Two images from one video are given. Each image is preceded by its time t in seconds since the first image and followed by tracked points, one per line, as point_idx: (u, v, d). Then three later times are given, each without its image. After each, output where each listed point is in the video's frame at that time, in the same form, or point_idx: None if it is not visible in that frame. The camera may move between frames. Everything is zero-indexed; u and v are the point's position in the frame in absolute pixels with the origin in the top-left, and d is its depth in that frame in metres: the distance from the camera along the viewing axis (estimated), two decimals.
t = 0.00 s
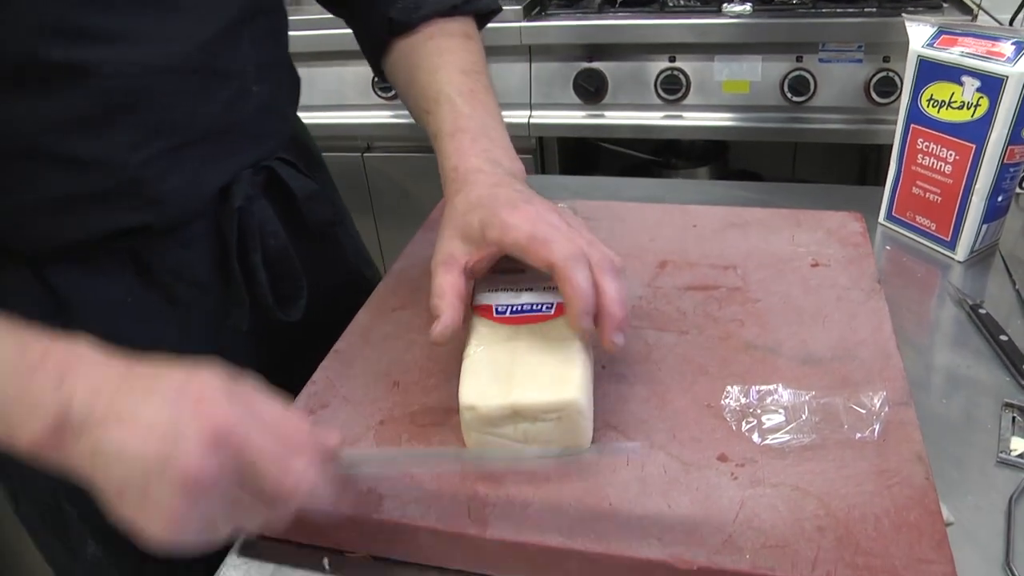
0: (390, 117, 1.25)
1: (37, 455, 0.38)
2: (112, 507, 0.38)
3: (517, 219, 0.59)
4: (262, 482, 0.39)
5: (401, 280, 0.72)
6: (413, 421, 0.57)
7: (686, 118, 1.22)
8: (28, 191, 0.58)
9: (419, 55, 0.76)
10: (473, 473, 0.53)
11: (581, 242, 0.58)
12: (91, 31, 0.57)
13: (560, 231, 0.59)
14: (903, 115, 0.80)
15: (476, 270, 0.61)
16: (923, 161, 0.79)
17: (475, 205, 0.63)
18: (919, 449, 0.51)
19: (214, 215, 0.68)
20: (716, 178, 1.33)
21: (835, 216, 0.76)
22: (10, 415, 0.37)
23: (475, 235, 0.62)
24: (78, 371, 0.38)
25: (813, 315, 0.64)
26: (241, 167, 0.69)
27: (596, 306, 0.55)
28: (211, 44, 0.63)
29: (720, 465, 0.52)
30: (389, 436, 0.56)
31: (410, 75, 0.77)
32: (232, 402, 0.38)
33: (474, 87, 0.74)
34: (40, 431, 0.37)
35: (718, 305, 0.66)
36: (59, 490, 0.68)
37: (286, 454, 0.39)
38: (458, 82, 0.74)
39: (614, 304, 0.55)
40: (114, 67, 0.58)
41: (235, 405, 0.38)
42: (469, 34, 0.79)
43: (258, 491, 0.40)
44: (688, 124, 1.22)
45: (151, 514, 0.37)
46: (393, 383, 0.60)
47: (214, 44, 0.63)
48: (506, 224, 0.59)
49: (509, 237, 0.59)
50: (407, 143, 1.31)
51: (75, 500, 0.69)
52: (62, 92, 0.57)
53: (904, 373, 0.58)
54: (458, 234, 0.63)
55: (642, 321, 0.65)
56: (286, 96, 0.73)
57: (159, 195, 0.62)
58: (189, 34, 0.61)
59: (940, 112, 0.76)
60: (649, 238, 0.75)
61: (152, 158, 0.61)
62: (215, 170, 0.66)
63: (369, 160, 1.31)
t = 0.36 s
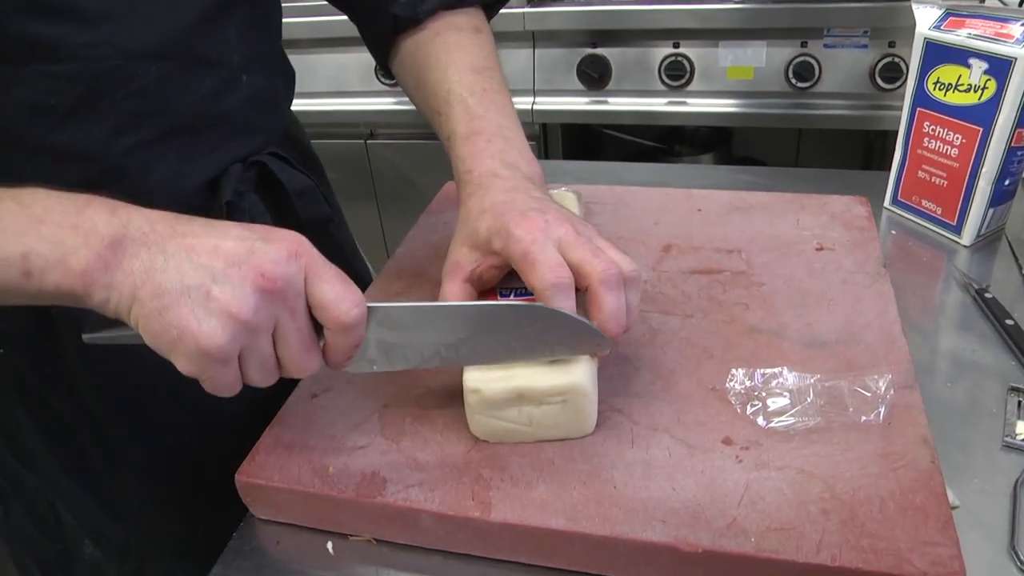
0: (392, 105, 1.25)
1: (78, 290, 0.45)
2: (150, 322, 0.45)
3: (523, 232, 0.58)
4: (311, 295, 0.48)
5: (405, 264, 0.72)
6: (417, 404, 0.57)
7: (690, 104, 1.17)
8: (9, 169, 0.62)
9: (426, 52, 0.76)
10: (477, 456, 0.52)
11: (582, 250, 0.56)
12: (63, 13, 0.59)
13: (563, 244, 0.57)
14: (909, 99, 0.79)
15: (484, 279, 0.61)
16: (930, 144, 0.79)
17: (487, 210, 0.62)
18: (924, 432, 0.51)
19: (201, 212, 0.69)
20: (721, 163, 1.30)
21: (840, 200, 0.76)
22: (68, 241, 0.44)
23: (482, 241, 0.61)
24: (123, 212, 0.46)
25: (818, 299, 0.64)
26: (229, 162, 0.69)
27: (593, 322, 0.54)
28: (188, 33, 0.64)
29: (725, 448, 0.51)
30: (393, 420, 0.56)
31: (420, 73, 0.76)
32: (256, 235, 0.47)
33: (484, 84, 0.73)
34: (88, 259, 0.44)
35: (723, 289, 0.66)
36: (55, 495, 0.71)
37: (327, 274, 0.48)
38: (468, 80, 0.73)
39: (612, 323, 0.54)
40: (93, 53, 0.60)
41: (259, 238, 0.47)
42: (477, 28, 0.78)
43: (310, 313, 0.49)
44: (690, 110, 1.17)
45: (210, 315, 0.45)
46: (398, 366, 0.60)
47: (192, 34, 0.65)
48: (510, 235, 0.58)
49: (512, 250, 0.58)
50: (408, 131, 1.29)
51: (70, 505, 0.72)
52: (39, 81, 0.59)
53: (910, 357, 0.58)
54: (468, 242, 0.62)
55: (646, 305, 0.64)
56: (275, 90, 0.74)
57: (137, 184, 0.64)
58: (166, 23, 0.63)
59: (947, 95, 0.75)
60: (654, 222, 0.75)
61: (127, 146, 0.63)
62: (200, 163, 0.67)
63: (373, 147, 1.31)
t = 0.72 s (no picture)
0: (391, 99, 1.25)
1: (89, 259, 0.42)
2: (157, 300, 0.44)
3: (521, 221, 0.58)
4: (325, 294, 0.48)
5: (404, 258, 0.72)
6: (415, 396, 0.57)
7: (689, 99, 1.17)
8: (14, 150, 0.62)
9: (433, 48, 0.76)
10: (474, 448, 0.53)
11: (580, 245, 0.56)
12: None
13: (562, 237, 0.57)
14: (908, 93, 0.79)
15: (484, 273, 0.61)
16: (927, 139, 0.79)
17: (488, 203, 0.62)
18: (920, 424, 0.51)
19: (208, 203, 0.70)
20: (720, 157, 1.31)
21: (837, 194, 0.76)
22: (85, 205, 0.42)
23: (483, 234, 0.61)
24: (142, 181, 0.44)
25: (815, 292, 0.64)
26: (237, 153, 0.70)
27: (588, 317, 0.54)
28: (202, 22, 0.65)
29: (722, 440, 0.52)
30: (391, 412, 0.56)
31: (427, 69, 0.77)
32: (277, 227, 0.47)
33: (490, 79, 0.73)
34: (104, 228, 0.42)
35: (721, 282, 0.66)
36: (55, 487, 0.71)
37: (344, 274, 0.48)
38: (472, 76, 0.73)
39: (607, 319, 0.54)
40: (104, 37, 0.60)
41: (281, 231, 0.47)
42: (485, 27, 0.79)
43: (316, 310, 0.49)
44: (691, 105, 1.17)
45: (224, 303, 0.44)
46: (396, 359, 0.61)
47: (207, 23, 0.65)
48: (510, 226, 0.58)
49: (511, 242, 0.58)
50: (407, 127, 1.29)
51: (68, 499, 0.71)
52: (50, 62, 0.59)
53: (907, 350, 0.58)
54: (468, 236, 0.62)
55: (644, 298, 0.65)
56: (285, 83, 0.74)
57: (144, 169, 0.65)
58: (181, 12, 0.64)
59: (945, 89, 0.75)
60: (652, 216, 0.75)
61: (138, 132, 0.64)
62: (207, 152, 0.68)
63: (372, 142, 1.31)
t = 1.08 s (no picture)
0: (394, 99, 1.25)
1: (150, 335, 0.43)
2: (214, 381, 0.45)
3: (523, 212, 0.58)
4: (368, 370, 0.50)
5: (407, 255, 0.72)
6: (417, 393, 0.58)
7: (692, 100, 1.18)
8: (36, 152, 0.62)
9: (443, 40, 0.77)
10: (476, 444, 0.53)
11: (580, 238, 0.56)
12: None
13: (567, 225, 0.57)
14: (909, 95, 0.80)
15: (487, 267, 0.61)
16: (929, 140, 0.79)
17: (489, 197, 0.62)
18: (920, 423, 0.52)
19: (223, 196, 0.71)
20: (722, 157, 1.31)
21: (839, 194, 0.76)
22: (156, 284, 0.42)
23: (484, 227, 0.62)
24: (203, 263, 0.45)
25: (816, 292, 0.64)
26: (250, 147, 0.71)
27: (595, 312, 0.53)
28: (218, 20, 0.66)
29: (723, 438, 0.52)
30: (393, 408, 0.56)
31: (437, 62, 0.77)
32: (325, 305, 0.49)
33: (501, 73, 0.74)
34: (169, 309, 0.42)
35: (722, 282, 0.66)
36: (71, 475, 0.74)
37: (390, 350, 0.50)
38: (482, 68, 0.74)
39: (613, 312, 0.53)
40: (125, 38, 0.61)
41: (329, 309, 0.49)
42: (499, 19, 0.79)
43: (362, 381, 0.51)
44: (693, 106, 1.17)
45: (278, 387, 0.47)
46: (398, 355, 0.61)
47: (221, 22, 0.66)
48: (508, 217, 0.58)
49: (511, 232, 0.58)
50: (410, 125, 1.30)
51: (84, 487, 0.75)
52: (75, 63, 0.60)
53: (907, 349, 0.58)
54: (470, 229, 0.63)
55: (646, 297, 0.65)
56: (293, 78, 0.75)
57: (166, 166, 0.65)
58: (195, 11, 0.64)
59: (947, 91, 0.76)
60: (654, 215, 0.75)
61: (158, 131, 0.64)
62: (223, 147, 0.69)
63: (374, 142, 1.31)
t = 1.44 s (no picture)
0: (393, 91, 1.25)
1: (134, 328, 0.44)
2: (207, 374, 0.46)
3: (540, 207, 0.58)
4: (365, 357, 0.49)
5: (407, 247, 0.72)
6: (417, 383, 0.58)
7: (692, 94, 1.17)
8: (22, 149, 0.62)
9: (448, 23, 0.77)
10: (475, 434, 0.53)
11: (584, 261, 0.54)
12: None
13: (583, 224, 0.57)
14: (910, 88, 0.79)
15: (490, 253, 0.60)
16: (929, 134, 0.79)
17: (502, 182, 0.62)
18: (919, 415, 0.52)
19: (210, 188, 0.71)
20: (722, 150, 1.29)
21: (839, 187, 0.76)
22: (131, 279, 0.43)
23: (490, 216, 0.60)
24: (184, 251, 0.46)
25: (816, 284, 0.64)
26: (238, 140, 0.71)
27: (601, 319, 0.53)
28: (203, 13, 0.66)
29: (723, 429, 0.52)
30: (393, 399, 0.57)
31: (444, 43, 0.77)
32: (317, 292, 0.48)
33: (509, 54, 0.74)
34: (147, 302, 0.43)
35: (722, 274, 0.66)
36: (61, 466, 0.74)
37: (386, 338, 0.49)
38: (491, 50, 0.74)
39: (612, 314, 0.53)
40: (106, 31, 0.61)
41: (322, 295, 0.48)
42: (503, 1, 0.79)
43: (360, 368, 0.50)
44: (693, 100, 1.17)
45: (269, 376, 0.47)
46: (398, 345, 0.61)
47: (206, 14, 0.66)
48: (525, 212, 0.58)
49: (528, 225, 0.58)
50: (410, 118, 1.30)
51: (73, 477, 0.75)
52: (57, 57, 0.60)
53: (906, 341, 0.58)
54: (476, 212, 0.61)
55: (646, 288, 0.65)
56: (286, 72, 0.75)
57: (150, 160, 0.65)
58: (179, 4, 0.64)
59: (948, 85, 0.75)
60: (654, 208, 0.75)
61: (142, 125, 0.64)
62: (209, 140, 0.69)
63: (374, 135, 1.31)
